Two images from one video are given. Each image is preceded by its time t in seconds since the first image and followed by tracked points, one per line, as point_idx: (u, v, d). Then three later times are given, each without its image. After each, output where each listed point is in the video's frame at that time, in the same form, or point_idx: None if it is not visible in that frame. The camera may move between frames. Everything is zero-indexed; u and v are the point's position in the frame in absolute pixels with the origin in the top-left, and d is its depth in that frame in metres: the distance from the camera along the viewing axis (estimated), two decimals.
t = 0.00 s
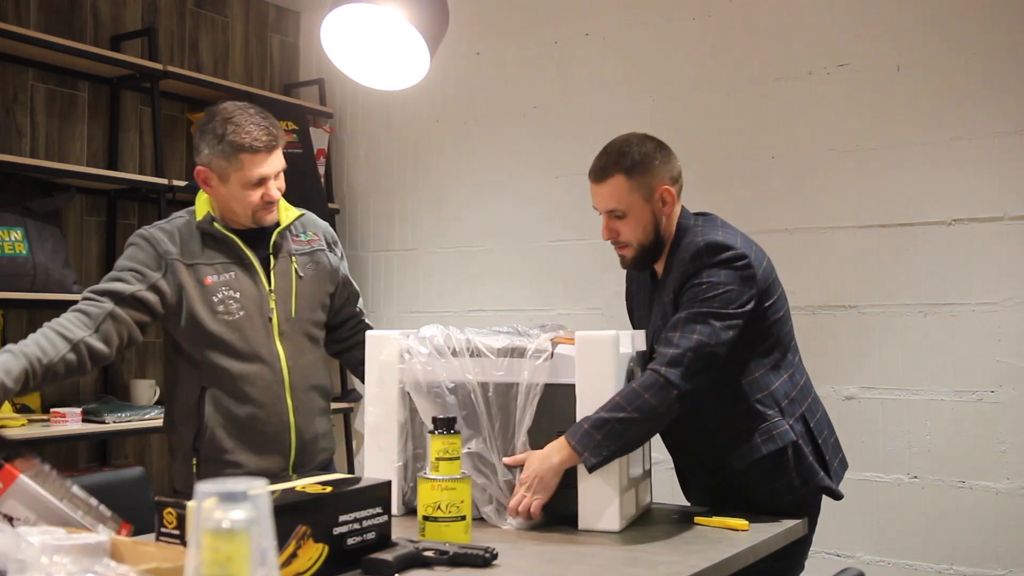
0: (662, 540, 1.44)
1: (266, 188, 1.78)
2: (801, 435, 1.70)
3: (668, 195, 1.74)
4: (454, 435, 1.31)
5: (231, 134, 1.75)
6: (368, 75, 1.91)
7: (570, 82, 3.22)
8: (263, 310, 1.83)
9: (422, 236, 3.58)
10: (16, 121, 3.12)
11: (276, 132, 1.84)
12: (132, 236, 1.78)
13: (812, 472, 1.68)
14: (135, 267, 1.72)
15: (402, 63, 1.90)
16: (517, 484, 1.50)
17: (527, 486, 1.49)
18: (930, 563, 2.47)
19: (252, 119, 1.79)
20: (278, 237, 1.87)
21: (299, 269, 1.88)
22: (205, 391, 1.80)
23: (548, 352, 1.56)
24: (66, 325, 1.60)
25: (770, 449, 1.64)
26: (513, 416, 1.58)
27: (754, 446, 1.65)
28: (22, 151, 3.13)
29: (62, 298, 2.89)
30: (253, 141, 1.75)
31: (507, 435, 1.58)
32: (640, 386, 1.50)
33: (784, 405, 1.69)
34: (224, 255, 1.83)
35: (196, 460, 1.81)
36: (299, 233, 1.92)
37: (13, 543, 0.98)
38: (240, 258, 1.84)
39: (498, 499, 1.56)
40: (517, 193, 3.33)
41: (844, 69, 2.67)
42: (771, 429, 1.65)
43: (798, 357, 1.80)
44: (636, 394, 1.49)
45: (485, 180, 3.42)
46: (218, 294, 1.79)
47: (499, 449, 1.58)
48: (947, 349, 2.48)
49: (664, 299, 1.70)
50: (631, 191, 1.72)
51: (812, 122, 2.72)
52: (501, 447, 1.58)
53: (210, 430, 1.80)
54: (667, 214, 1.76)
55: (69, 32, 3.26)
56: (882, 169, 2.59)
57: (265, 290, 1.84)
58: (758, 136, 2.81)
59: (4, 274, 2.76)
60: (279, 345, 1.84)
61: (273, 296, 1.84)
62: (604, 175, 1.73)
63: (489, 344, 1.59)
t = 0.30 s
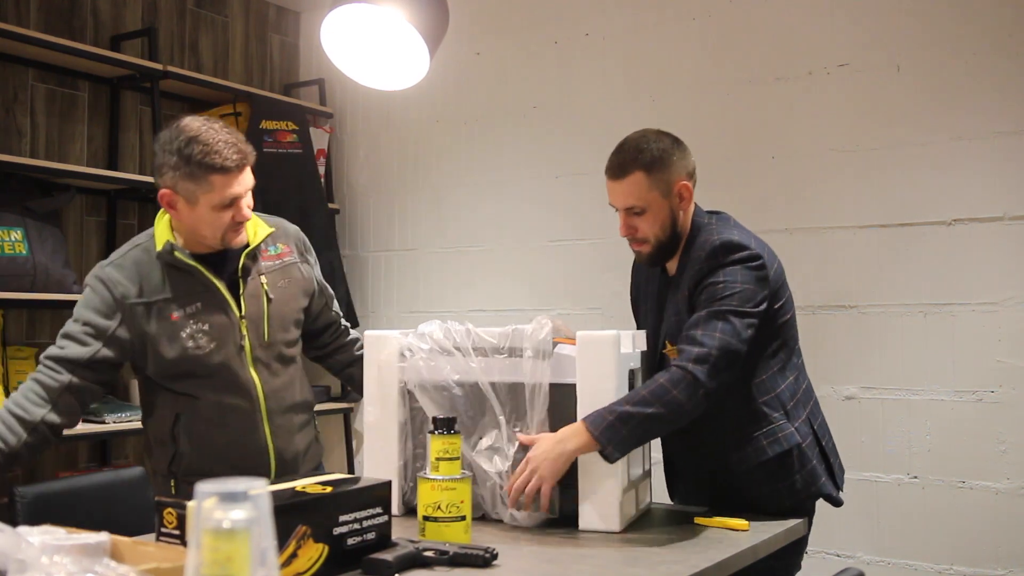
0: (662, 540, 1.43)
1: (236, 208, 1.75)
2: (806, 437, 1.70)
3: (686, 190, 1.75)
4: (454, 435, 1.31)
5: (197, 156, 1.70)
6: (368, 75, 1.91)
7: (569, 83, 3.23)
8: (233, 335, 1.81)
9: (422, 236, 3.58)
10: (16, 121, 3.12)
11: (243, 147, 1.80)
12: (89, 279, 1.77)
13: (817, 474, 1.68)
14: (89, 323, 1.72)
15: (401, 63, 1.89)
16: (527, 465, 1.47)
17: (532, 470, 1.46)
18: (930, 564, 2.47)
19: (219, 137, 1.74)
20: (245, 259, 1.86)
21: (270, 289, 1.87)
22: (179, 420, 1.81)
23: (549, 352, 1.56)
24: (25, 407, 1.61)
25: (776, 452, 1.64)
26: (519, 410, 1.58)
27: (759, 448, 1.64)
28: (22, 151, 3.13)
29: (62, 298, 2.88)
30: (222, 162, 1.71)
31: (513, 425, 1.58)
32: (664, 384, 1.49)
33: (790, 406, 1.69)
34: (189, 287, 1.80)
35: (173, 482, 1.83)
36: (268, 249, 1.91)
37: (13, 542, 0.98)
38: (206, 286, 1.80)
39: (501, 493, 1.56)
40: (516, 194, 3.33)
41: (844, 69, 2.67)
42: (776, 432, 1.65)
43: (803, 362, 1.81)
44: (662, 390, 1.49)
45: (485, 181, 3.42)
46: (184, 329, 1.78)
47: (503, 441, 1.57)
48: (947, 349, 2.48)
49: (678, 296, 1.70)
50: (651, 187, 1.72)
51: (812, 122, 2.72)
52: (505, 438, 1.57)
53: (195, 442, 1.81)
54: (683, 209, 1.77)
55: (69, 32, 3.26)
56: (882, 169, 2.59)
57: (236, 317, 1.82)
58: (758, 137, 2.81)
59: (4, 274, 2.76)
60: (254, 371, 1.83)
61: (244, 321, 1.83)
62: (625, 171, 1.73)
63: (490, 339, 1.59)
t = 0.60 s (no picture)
0: (662, 540, 1.43)
1: (211, 253, 1.61)
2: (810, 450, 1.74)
3: (710, 175, 1.85)
4: (454, 435, 1.31)
5: (164, 205, 1.53)
6: (369, 76, 1.91)
7: (570, 83, 3.23)
8: (221, 367, 1.73)
9: (422, 236, 3.58)
10: (16, 121, 3.12)
11: (211, 181, 1.63)
12: (65, 332, 1.65)
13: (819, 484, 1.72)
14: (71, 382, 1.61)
15: (402, 63, 1.89)
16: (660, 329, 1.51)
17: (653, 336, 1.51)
18: (930, 564, 2.47)
19: (184, 181, 1.56)
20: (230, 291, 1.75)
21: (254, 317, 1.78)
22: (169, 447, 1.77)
23: (548, 353, 1.56)
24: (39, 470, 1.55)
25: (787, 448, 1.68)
26: (519, 412, 1.57)
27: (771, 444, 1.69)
28: (22, 151, 3.13)
29: (62, 297, 2.88)
30: (194, 210, 1.55)
31: (512, 429, 1.57)
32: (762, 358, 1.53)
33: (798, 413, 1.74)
34: (172, 327, 1.68)
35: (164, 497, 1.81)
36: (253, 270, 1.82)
37: (13, 542, 0.99)
38: (190, 323, 1.69)
39: (499, 497, 1.55)
40: (516, 194, 3.33)
41: (844, 69, 2.67)
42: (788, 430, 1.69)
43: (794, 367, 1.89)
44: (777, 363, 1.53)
45: (485, 181, 3.42)
46: (173, 371, 1.68)
47: (502, 444, 1.57)
48: (947, 349, 2.48)
49: (729, 281, 1.76)
50: (679, 174, 1.80)
51: (812, 123, 2.72)
52: (504, 441, 1.57)
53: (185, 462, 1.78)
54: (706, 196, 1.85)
55: (69, 32, 3.26)
56: (882, 170, 2.59)
57: (223, 351, 1.72)
58: (758, 137, 2.81)
59: (4, 274, 2.76)
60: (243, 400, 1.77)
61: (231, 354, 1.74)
62: (652, 160, 1.81)
63: (491, 342, 1.59)
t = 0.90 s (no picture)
0: (662, 540, 1.43)
1: (200, 280, 1.55)
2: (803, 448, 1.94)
3: (729, 172, 2.02)
4: (454, 435, 1.31)
5: (150, 235, 1.45)
6: (369, 76, 1.91)
7: (569, 83, 3.23)
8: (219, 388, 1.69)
9: (422, 236, 3.58)
10: (16, 121, 3.12)
11: (195, 207, 1.56)
12: (62, 371, 1.61)
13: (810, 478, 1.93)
14: (77, 424, 1.60)
15: (401, 64, 1.89)
16: (667, 327, 1.63)
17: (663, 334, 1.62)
18: (930, 564, 2.47)
19: (170, 210, 1.48)
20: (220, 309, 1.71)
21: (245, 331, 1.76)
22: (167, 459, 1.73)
23: (541, 353, 1.56)
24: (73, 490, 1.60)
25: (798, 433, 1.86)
26: (513, 412, 1.57)
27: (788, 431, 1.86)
28: (22, 151, 3.13)
29: (62, 297, 2.88)
30: (182, 239, 1.47)
31: (504, 430, 1.56)
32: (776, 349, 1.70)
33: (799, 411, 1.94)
34: (169, 353, 1.65)
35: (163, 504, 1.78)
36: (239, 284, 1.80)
37: (13, 542, 0.98)
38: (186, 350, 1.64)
39: (496, 498, 1.55)
40: (517, 194, 3.33)
41: (844, 69, 2.67)
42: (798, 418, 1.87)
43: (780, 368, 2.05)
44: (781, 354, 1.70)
45: (486, 180, 3.42)
46: (172, 399, 1.65)
47: (494, 446, 1.56)
48: (947, 349, 2.48)
49: (748, 272, 1.91)
50: (703, 167, 1.97)
51: (812, 123, 2.72)
52: (497, 442, 1.56)
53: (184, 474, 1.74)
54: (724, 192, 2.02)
55: (69, 32, 3.27)
56: (882, 169, 2.59)
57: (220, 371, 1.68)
58: (758, 137, 2.81)
59: (3, 274, 2.76)
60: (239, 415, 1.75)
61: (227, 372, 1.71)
62: (678, 154, 1.96)
63: (485, 344, 1.59)
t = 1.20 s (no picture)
0: (662, 540, 1.43)
1: (198, 266, 1.55)
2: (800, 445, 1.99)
3: (735, 172, 2.04)
4: (453, 435, 1.31)
5: (149, 220, 1.46)
6: (369, 76, 1.91)
7: (570, 83, 3.22)
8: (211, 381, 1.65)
9: (422, 236, 3.58)
10: (16, 121, 3.12)
11: (195, 194, 1.56)
12: (56, 360, 1.61)
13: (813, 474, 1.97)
14: (67, 410, 1.60)
15: (401, 64, 1.89)
16: (708, 335, 1.62)
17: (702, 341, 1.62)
18: (930, 564, 2.47)
19: (168, 194, 1.49)
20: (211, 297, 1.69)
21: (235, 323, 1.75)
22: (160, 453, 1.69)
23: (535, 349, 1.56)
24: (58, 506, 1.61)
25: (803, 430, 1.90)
26: (508, 411, 1.57)
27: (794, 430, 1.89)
28: (22, 151, 3.13)
29: (62, 297, 2.88)
30: (181, 224, 1.48)
31: (501, 431, 1.57)
32: (803, 345, 1.72)
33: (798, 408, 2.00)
34: (160, 341, 1.62)
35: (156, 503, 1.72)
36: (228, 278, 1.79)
37: (13, 542, 0.98)
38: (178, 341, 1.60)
39: (493, 500, 1.55)
40: (517, 193, 3.33)
41: (844, 69, 2.67)
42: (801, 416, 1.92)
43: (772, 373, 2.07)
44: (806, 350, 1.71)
45: (486, 180, 3.42)
46: (163, 388, 1.62)
47: (489, 448, 1.57)
48: (947, 349, 2.48)
49: (757, 269, 1.91)
50: (710, 166, 1.98)
51: (813, 122, 2.71)
52: (492, 444, 1.57)
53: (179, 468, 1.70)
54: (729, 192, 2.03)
55: (69, 32, 3.27)
56: (882, 169, 2.59)
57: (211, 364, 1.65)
58: (758, 137, 2.81)
59: (3, 274, 2.76)
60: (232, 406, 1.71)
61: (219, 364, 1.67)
62: (685, 152, 1.98)
63: (477, 344, 1.61)
